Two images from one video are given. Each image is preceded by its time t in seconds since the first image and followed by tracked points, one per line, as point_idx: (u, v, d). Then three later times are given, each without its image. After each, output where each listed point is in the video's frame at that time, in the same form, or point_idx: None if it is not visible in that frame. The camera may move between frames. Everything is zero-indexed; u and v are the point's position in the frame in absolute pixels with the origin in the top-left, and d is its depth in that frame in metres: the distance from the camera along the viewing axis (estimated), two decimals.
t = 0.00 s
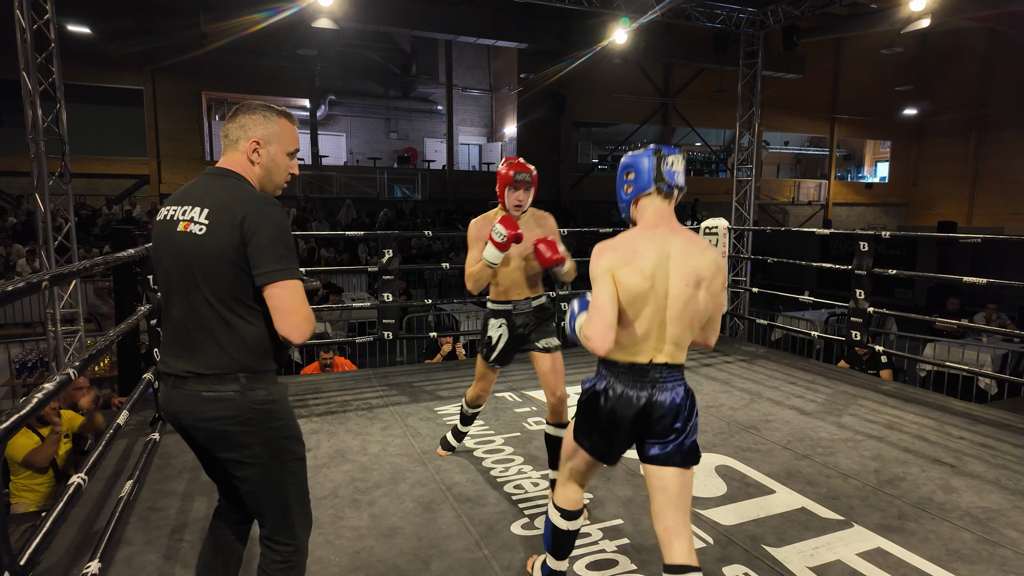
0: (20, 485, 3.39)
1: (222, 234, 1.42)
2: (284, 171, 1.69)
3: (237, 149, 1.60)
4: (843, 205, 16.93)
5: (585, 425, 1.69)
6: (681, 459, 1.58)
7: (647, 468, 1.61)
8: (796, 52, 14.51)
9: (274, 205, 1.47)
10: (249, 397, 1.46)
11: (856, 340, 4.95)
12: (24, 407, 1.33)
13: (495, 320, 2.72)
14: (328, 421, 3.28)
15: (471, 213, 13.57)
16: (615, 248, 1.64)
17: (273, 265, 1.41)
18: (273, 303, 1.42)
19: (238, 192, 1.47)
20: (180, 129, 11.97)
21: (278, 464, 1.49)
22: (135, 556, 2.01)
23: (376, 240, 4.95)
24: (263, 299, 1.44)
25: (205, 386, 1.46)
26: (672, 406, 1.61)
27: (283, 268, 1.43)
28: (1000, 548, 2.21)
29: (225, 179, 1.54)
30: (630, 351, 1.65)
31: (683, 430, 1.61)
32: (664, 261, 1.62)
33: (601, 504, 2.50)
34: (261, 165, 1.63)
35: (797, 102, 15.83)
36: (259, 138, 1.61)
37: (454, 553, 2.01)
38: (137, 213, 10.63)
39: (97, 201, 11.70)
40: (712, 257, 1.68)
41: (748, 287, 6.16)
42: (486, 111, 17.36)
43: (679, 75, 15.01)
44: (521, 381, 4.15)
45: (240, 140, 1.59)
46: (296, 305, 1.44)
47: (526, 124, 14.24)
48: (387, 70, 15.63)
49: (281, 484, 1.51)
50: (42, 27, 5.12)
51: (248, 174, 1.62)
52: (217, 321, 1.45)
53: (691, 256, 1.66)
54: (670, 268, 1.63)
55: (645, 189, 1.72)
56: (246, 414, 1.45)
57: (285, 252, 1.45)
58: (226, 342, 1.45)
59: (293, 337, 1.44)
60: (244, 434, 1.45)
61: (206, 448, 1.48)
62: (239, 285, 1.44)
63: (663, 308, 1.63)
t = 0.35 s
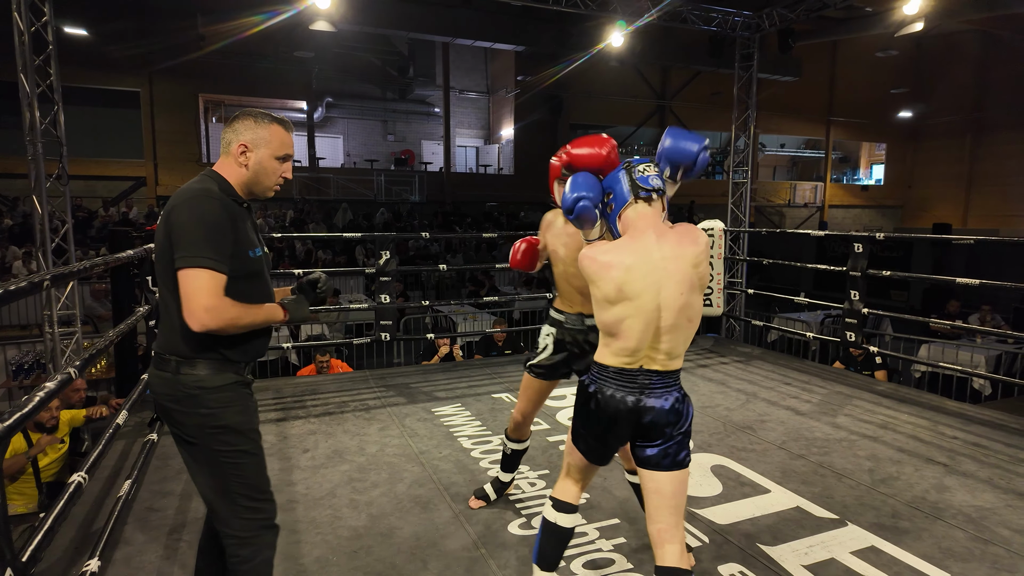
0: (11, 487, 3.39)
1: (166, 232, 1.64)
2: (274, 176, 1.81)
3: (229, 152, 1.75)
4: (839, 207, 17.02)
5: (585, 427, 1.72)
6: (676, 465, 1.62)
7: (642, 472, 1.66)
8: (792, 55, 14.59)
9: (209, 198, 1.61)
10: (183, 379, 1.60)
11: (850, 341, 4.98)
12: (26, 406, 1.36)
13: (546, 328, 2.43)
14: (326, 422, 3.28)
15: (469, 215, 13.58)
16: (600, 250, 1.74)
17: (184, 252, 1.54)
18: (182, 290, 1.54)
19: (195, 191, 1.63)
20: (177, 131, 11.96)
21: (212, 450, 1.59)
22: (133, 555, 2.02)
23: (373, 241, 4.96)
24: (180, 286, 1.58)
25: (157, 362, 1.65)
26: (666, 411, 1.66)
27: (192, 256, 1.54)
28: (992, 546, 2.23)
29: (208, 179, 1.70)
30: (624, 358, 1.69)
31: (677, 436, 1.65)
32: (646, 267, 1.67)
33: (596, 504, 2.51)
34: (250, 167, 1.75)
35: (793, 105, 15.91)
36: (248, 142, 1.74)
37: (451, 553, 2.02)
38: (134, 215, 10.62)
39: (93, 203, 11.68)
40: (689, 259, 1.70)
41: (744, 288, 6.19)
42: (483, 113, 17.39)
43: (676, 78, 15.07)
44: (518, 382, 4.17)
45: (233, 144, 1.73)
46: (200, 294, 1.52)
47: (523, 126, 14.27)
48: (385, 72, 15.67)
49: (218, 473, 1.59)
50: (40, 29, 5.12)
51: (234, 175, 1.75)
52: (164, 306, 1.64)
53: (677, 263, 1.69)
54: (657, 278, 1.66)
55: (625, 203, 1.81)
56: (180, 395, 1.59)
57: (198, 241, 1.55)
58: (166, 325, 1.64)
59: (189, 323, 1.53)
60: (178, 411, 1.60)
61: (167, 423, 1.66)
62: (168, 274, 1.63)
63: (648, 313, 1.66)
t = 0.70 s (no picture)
0: None
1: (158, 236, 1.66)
2: (258, 177, 1.80)
3: (212, 155, 1.75)
4: (809, 209, 17.49)
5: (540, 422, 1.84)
6: (618, 459, 1.65)
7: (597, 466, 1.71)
8: (765, 61, 14.96)
9: (190, 199, 1.60)
10: (168, 377, 1.62)
11: (825, 339, 5.13)
12: (41, 402, 1.37)
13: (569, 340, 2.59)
14: (313, 424, 3.27)
15: (448, 215, 13.57)
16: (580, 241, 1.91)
17: (171, 255, 1.54)
18: (172, 290, 1.54)
19: (180, 193, 1.63)
20: (150, 130, 11.71)
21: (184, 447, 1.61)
22: (126, 559, 2.01)
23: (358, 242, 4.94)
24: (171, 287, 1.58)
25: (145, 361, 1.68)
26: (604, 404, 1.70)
27: (175, 257, 1.53)
28: (963, 533, 2.34)
29: (193, 182, 1.70)
30: (567, 345, 1.83)
31: (617, 430, 1.67)
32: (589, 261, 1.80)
33: (586, 500, 2.56)
34: (234, 168, 1.75)
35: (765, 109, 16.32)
36: (231, 144, 1.73)
37: (446, 549, 2.04)
38: (105, 215, 10.37)
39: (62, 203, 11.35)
40: (647, 267, 1.70)
41: (722, 288, 6.32)
42: (462, 114, 17.37)
43: (652, 81, 15.27)
44: (503, 382, 4.20)
45: (216, 146, 1.72)
46: (194, 295, 1.53)
47: (502, 128, 14.31)
48: (363, 72, 15.59)
49: (189, 472, 1.60)
50: (13, 25, 4.98)
51: (220, 177, 1.75)
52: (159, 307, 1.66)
53: (604, 264, 1.75)
54: (592, 274, 1.77)
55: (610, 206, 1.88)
56: (165, 389, 1.61)
57: (183, 242, 1.55)
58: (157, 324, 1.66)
59: (186, 325, 1.53)
60: (161, 406, 1.62)
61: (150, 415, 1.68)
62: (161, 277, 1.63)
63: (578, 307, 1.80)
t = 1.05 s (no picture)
0: None
1: (172, 244, 1.73)
2: (257, 189, 1.89)
3: (214, 170, 1.83)
4: (783, 207, 17.89)
5: (556, 414, 1.86)
6: (646, 451, 1.72)
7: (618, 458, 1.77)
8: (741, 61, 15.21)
9: (206, 211, 1.70)
10: (191, 370, 1.71)
11: (804, 333, 5.27)
12: (61, 394, 1.32)
13: (523, 315, 2.84)
14: (305, 422, 3.33)
15: (427, 214, 13.52)
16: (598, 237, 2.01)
17: (194, 259, 1.64)
18: (193, 292, 1.63)
19: (195, 204, 1.72)
20: (121, 129, 11.44)
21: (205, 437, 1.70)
22: (128, 557, 2.06)
23: (346, 241, 4.92)
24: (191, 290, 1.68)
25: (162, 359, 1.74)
26: (631, 394, 1.77)
27: (198, 265, 1.63)
28: (940, 514, 2.44)
29: (200, 193, 1.77)
30: (595, 338, 1.89)
31: (644, 422, 1.74)
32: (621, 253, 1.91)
33: (580, 490, 2.61)
34: (235, 181, 1.84)
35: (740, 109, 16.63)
36: (232, 158, 1.83)
37: (447, 541, 2.14)
38: (75, 215, 10.11)
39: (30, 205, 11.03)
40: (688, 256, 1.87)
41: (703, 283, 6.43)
42: (440, 113, 17.28)
43: (628, 81, 15.40)
44: (492, 379, 4.27)
45: (220, 160, 1.82)
46: (209, 292, 1.62)
47: (480, 127, 14.30)
48: (340, 69, 15.41)
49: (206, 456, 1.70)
50: None
51: (224, 190, 1.84)
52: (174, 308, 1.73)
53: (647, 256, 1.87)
54: (630, 258, 1.89)
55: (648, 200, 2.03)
56: (190, 381, 1.70)
57: (204, 248, 1.65)
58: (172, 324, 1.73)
59: (203, 322, 1.62)
60: (184, 399, 1.71)
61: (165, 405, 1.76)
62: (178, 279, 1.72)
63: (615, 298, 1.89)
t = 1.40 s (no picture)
0: None
1: (187, 222, 1.92)
2: (259, 176, 2.07)
3: (219, 157, 2.01)
4: (769, 204, 18.07)
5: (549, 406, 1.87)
6: (636, 424, 1.82)
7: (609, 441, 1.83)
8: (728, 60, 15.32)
9: (220, 193, 1.91)
10: (199, 338, 1.90)
11: (793, 328, 5.33)
12: (71, 391, 1.34)
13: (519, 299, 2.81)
14: (301, 418, 3.43)
15: (416, 212, 13.48)
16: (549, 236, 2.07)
17: (210, 235, 1.86)
18: (209, 262, 1.85)
19: (207, 187, 1.92)
20: (105, 125, 11.27)
21: (211, 396, 1.89)
22: (133, 554, 2.14)
23: (340, 238, 4.89)
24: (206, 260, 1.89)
25: (172, 324, 1.93)
26: (616, 380, 1.87)
27: (219, 237, 1.86)
28: (928, 502, 2.50)
29: (207, 178, 1.96)
30: (576, 332, 1.93)
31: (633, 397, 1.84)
32: (576, 249, 1.99)
33: (577, 482, 2.65)
34: (238, 167, 2.02)
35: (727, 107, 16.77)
36: (237, 146, 2.01)
37: (448, 533, 2.24)
38: (58, 212, 9.97)
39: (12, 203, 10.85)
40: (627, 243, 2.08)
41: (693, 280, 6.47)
42: (428, 109, 17.19)
43: (616, 78, 15.46)
44: (486, 374, 4.32)
45: (226, 147, 2.00)
46: (222, 261, 1.85)
47: (469, 124, 14.26)
48: (327, 65, 15.26)
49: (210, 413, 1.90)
50: None
51: (228, 174, 2.02)
52: (186, 278, 1.93)
53: (603, 244, 2.02)
54: (591, 254, 1.98)
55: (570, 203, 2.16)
56: (196, 348, 1.89)
57: (218, 225, 1.87)
58: (183, 291, 1.93)
59: (218, 288, 1.83)
60: (192, 364, 1.90)
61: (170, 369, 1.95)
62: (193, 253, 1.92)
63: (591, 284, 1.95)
